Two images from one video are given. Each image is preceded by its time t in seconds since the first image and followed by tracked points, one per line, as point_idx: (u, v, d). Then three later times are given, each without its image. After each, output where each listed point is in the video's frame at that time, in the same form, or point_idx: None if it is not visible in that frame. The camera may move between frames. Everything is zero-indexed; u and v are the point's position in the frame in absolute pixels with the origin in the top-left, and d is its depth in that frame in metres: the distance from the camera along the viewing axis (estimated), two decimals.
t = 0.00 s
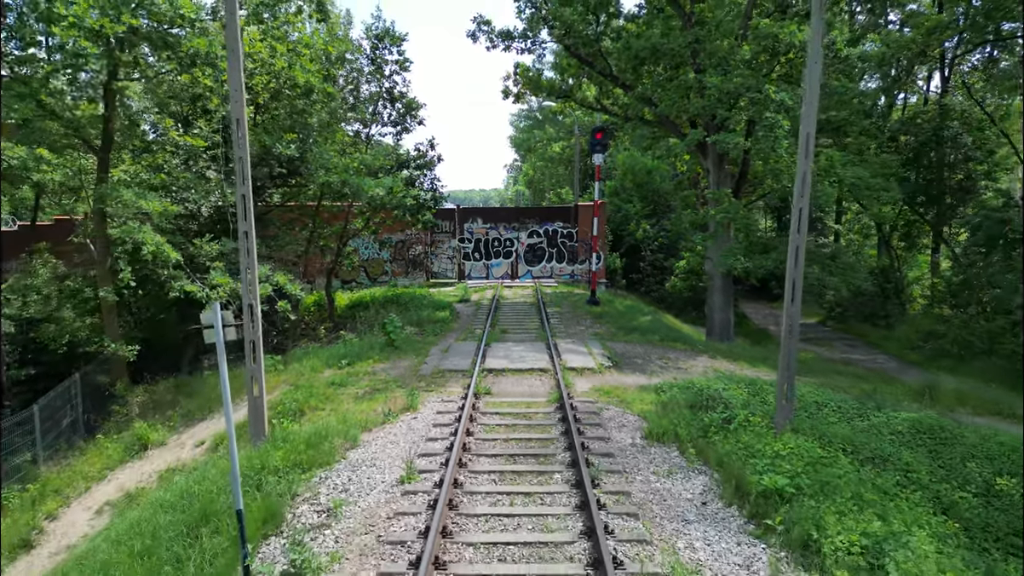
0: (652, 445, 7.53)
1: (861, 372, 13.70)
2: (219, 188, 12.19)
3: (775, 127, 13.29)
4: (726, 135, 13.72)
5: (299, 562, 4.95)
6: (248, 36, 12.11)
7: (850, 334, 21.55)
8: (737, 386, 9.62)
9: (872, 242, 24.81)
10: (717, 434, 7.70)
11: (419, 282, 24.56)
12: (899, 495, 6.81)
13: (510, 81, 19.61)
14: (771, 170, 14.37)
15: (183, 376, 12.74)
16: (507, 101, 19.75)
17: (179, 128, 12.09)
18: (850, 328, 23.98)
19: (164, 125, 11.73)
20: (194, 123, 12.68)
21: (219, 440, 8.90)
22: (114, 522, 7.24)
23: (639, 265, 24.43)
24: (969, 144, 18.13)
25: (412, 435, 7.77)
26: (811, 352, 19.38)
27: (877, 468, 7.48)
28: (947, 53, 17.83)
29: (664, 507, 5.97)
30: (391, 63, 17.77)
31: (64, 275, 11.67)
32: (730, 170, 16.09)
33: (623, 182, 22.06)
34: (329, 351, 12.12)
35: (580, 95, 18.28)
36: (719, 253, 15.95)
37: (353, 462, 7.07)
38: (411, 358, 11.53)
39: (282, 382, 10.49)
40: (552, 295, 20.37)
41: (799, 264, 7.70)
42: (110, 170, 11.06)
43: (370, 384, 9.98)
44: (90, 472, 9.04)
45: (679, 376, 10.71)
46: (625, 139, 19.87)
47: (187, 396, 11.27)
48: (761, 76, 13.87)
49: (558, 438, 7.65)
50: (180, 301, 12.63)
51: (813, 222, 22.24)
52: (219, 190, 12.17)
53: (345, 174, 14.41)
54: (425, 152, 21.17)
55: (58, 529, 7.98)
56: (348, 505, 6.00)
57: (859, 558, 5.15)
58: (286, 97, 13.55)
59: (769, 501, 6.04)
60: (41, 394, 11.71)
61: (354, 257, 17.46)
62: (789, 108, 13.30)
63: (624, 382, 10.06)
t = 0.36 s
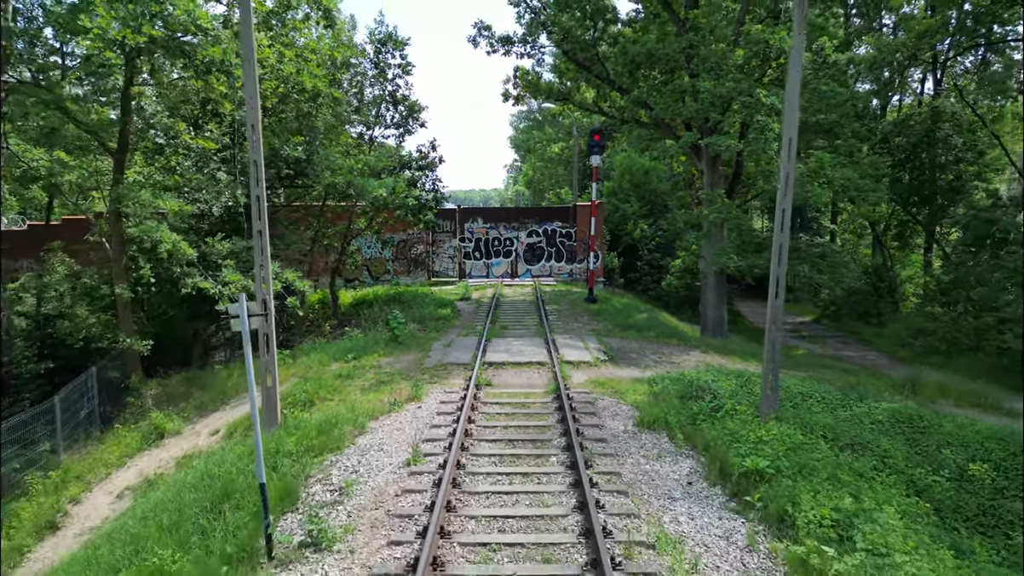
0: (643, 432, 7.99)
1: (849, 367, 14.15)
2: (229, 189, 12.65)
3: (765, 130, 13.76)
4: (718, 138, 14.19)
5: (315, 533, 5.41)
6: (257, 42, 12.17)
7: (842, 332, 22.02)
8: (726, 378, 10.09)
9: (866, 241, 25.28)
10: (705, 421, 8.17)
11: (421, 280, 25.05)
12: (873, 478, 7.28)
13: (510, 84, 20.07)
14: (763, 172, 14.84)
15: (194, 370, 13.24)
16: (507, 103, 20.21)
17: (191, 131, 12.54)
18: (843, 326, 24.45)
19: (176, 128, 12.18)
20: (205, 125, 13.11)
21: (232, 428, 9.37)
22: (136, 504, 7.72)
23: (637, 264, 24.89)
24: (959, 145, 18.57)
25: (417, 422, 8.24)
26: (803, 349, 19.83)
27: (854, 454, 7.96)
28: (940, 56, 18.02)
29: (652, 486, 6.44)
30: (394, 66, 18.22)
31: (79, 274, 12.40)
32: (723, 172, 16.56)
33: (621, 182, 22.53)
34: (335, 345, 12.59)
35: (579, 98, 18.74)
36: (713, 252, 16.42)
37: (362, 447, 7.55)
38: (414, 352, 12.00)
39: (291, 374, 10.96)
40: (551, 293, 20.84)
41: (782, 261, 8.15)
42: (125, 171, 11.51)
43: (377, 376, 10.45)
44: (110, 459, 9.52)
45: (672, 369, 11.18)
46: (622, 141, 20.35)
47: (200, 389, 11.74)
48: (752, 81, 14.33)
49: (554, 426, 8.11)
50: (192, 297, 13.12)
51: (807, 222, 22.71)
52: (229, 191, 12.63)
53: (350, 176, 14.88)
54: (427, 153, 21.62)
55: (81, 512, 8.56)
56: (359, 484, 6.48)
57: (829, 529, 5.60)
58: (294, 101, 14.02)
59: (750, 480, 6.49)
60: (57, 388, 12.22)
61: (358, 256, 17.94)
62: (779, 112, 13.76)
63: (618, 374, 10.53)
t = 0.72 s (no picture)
0: (635, 420, 8.47)
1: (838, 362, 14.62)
2: (239, 190, 13.12)
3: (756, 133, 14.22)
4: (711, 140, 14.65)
5: (329, 508, 5.88)
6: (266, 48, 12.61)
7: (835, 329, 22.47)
8: (715, 371, 10.56)
9: (859, 240, 25.75)
10: (694, 410, 8.64)
11: (422, 279, 25.35)
12: (850, 462, 7.75)
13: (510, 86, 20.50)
14: (755, 173, 15.29)
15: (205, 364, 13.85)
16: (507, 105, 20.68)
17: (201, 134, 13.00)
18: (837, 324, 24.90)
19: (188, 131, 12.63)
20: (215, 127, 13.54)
21: (244, 418, 9.85)
22: (156, 487, 8.20)
23: (634, 263, 25.36)
24: (950, 147, 18.97)
25: (421, 411, 8.71)
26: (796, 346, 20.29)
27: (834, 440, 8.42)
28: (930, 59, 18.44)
29: (642, 468, 6.91)
30: (396, 70, 18.68)
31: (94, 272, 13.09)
32: (717, 173, 17.02)
33: (619, 183, 23.01)
34: (341, 340, 13.06)
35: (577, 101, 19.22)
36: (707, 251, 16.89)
37: (370, 433, 8.02)
38: (417, 347, 12.46)
39: (299, 368, 11.42)
40: (550, 291, 21.31)
41: (768, 259, 8.60)
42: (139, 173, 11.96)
43: (382, 369, 10.92)
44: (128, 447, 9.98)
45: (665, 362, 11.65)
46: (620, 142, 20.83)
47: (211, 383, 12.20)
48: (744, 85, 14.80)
49: (551, 414, 8.58)
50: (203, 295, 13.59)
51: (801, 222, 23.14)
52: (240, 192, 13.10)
53: (354, 176, 15.34)
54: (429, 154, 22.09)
55: (101, 496, 9.03)
56: (368, 466, 6.94)
57: (804, 506, 6.06)
58: (301, 105, 14.50)
59: (733, 462, 6.96)
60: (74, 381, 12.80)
61: (361, 255, 18.42)
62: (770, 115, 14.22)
63: (613, 367, 11.01)
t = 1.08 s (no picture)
0: (627, 409, 8.94)
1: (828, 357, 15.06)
2: (250, 191, 13.62)
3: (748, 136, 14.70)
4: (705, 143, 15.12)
5: (341, 486, 6.36)
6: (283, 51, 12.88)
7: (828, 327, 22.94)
8: (706, 364, 11.02)
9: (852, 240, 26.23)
10: (683, 399, 9.12)
11: (423, 278, 25.88)
12: (830, 448, 8.22)
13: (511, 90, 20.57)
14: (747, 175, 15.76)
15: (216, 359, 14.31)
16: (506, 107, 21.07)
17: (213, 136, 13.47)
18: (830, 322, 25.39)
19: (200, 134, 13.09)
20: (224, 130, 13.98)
21: (256, 408, 10.32)
22: (174, 472, 8.68)
23: (632, 262, 25.84)
24: (941, 148, 19.20)
25: (425, 401, 9.20)
26: (789, 342, 20.77)
27: (816, 430, 8.92)
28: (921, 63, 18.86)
29: (632, 452, 7.38)
30: (398, 73, 19.13)
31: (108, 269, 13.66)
32: (711, 174, 17.48)
33: (617, 183, 23.45)
34: (347, 336, 13.54)
35: (575, 103, 19.66)
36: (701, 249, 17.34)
37: (376, 421, 8.50)
38: (420, 342, 12.94)
39: (306, 361, 11.90)
40: (549, 289, 21.79)
41: (753, 257, 9.07)
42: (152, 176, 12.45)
43: (387, 362, 11.43)
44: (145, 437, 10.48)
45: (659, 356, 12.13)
46: (617, 144, 21.26)
47: (221, 377, 12.68)
48: (736, 89, 15.27)
49: (548, 404, 9.04)
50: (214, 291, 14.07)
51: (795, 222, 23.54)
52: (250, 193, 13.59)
53: (358, 177, 15.80)
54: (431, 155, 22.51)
55: (120, 482, 9.50)
56: (376, 450, 7.42)
57: (782, 485, 6.53)
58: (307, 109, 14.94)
59: (717, 446, 7.43)
60: (89, 374, 13.31)
61: (364, 254, 18.90)
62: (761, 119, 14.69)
63: (608, 361, 11.47)
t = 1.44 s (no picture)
0: (621, 399, 9.41)
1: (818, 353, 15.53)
2: (259, 191, 14.11)
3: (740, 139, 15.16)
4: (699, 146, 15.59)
5: (353, 467, 6.83)
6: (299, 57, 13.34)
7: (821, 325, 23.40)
8: (698, 357, 11.49)
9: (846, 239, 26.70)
10: (675, 390, 9.60)
11: (425, 277, 26.38)
12: (812, 435, 8.70)
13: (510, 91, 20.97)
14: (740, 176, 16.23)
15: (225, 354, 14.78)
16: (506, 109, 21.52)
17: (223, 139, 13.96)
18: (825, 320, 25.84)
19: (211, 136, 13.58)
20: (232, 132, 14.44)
21: (267, 399, 10.78)
22: (191, 458, 9.18)
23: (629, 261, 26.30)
24: (931, 149, 19.75)
25: (429, 391, 9.67)
26: (783, 339, 21.24)
27: (801, 419, 9.39)
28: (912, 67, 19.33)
29: (625, 438, 7.86)
30: (401, 76, 19.60)
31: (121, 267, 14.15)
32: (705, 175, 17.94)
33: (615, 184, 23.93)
34: (352, 331, 14.00)
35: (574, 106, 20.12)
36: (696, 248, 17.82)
37: (383, 410, 8.97)
38: (423, 337, 13.42)
39: (314, 355, 12.37)
40: (548, 288, 22.25)
41: (741, 255, 9.54)
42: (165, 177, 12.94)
43: (391, 356, 11.90)
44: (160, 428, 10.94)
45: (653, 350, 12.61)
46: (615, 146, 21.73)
47: (232, 371, 13.14)
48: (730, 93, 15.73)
49: (546, 394, 9.52)
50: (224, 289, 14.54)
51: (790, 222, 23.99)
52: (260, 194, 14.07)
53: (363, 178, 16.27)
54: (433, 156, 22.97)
55: (139, 469, 9.96)
56: (384, 435, 7.90)
57: (764, 467, 7.00)
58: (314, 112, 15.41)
59: (705, 432, 7.91)
60: (104, 369, 13.78)
61: (367, 253, 19.36)
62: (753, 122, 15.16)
63: (605, 355, 11.94)
